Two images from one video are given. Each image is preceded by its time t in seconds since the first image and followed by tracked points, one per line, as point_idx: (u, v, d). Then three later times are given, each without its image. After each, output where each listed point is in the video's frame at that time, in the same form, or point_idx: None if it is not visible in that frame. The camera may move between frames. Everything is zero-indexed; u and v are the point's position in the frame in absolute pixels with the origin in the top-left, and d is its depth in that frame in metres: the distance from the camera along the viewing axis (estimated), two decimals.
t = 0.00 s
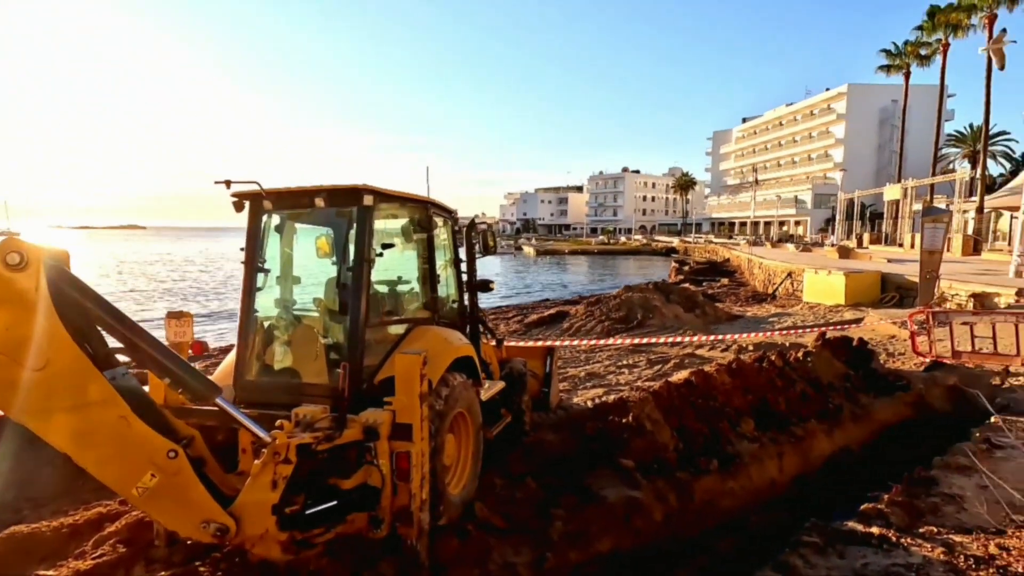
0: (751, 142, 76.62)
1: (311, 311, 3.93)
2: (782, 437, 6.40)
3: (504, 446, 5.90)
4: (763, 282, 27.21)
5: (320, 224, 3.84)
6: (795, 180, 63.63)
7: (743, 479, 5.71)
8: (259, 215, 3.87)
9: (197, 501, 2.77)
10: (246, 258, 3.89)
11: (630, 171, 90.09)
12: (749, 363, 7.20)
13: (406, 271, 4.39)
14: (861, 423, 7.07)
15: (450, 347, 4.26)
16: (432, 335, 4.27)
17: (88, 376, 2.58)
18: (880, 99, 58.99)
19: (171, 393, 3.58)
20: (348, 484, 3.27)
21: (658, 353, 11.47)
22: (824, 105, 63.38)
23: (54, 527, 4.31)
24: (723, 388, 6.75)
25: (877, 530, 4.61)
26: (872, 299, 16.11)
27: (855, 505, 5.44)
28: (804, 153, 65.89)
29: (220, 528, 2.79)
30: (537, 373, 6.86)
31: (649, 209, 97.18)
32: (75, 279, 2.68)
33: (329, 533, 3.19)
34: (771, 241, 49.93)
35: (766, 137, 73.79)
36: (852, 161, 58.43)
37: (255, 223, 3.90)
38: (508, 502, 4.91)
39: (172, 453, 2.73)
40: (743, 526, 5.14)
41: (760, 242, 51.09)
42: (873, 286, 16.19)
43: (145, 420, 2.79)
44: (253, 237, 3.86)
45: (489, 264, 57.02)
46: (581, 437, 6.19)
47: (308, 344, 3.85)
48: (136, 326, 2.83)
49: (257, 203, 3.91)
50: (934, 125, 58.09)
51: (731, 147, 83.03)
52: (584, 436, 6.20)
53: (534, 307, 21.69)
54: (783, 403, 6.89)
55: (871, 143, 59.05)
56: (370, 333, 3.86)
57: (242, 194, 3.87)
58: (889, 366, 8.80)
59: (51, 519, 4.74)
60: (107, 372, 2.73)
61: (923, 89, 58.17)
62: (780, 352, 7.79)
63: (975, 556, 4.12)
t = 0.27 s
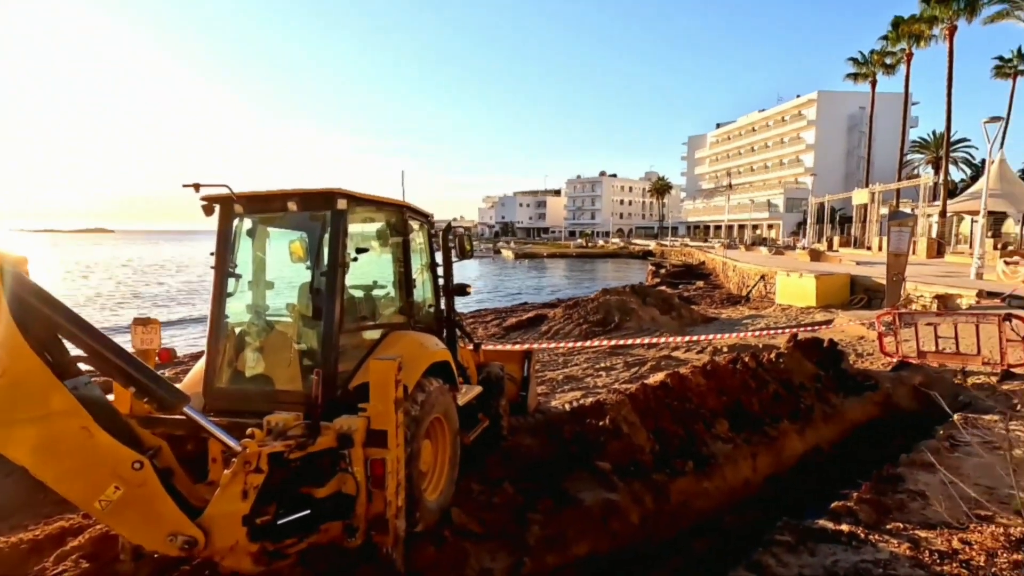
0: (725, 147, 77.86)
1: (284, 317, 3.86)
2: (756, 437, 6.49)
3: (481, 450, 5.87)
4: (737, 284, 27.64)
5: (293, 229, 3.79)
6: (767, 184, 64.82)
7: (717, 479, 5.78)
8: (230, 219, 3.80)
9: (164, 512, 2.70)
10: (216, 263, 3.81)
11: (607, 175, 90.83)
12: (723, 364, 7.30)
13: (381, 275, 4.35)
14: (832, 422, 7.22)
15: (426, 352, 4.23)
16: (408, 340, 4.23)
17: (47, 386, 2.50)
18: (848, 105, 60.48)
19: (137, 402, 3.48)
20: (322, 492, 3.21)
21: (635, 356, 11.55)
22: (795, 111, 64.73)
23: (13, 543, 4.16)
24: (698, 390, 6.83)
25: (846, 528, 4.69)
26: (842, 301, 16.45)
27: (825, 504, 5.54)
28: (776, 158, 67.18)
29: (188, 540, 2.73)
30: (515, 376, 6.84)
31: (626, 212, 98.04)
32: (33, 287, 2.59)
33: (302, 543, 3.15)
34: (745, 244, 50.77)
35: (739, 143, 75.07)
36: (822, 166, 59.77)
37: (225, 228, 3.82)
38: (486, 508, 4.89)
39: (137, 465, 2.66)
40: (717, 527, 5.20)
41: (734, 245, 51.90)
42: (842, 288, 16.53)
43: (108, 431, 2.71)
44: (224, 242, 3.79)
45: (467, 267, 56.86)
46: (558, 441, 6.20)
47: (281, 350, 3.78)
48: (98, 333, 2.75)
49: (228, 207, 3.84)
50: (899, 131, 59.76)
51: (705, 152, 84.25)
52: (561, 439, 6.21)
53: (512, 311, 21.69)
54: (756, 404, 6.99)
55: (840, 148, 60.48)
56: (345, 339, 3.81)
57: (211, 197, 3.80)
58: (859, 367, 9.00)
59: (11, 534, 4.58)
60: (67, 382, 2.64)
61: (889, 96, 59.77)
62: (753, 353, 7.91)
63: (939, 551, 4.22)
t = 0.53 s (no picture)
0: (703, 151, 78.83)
1: (261, 320, 3.79)
2: (734, 437, 6.55)
3: (462, 454, 5.84)
4: (715, 286, 27.97)
5: (270, 231, 3.73)
6: (744, 187, 65.76)
7: (697, 480, 5.82)
8: (204, 221, 3.73)
9: (134, 522, 2.63)
10: (190, 266, 3.73)
11: (588, 178, 91.36)
12: (702, 365, 7.37)
13: (360, 278, 4.31)
14: (807, 421, 7.32)
15: (406, 355, 4.19)
16: (388, 343, 4.19)
17: (11, 392, 2.43)
18: (823, 110, 61.66)
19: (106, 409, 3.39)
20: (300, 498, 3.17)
21: (616, 358, 11.60)
22: (771, 116, 65.80)
23: None
24: (677, 390, 6.89)
25: (822, 525, 4.75)
26: (817, 302, 16.73)
27: (802, 502, 5.62)
28: (753, 162, 68.19)
29: (160, 550, 2.66)
30: (496, 379, 6.82)
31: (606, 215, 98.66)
32: None
33: (278, 551, 3.11)
34: (724, 246, 51.37)
35: (717, 146, 76.06)
36: (797, 169, 60.83)
37: (200, 231, 3.75)
38: (467, 511, 4.87)
39: (106, 473, 2.58)
40: (696, 527, 5.24)
41: (713, 247, 52.52)
42: (817, 290, 16.81)
43: (76, 439, 2.64)
44: (198, 244, 3.71)
45: (448, 269, 56.71)
46: (539, 443, 6.20)
47: (257, 354, 3.72)
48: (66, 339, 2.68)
49: (202, 209, 3.77)
50: (872, 136, 61.08)
51: (685, 156, 85.19)
52: (542, 441, 6.20)
53: (494, 313, 21.68)
54: (734, 404, 7.07)
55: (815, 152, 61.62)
56: (322, 342, 3.76)
57: (185, 199, 3.72)
58: (833, 367, 9.15)
59: None
60: (32, 389, 2.57)
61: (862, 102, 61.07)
62: (732, 354, 8.00)
63: (910, 547, 4.30)
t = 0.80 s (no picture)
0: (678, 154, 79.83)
1: (232, 324, 3.71)
2: (709, 437, 6.60)
3: (439, 458, 5.79)
4: (691, 287, 28.31)
5: (241, 234, 3.66)
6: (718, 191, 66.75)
7: (672, 479, 5.86)
8: (172, 223, 3.63)
9: (96, 534, 2.55)
10: (157, 269, 3.63)
11: (566, 181, 91.84)
12: (678, 366, 7.43)
13: (334, 281, 4.25)
14: (780, 420, 7.43)
15: (381, 359, 4.14)
16: (363, 347, 4.14)
17: None
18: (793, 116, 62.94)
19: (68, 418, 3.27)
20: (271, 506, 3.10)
21: (593, 359, 11.64)
22: (744, 120, 66.93)
23: None
24: (653, 391, 6.93)
25: (794, 522, 4.82)
26: (789, 303, 17.04)
27: (776, 500, 5.70)
28: (727, 165, 69.26)
29: (124, 562, 2.57)
30: (473, 382, 6.77)
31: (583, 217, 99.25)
32: None
33: (249, 561, 3.03)
34: (699, 248, 52.04)
35: (691, 150, 77.10)
36: (769, 173, 61.98)
37: (168, 233, 3.66)
38: (443, 516, 4.83)
39: (66, 484, 2.51)
40: (672, 527, 5.28)
41: (688, 249, 53.19)
42: (789, 291, 17.11)
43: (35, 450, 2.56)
44: (165, 246, 3.61)
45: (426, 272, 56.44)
46: (516, 445, 6.17)
47: (228, 359, 3.64)
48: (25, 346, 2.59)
49: (170, 210, 3.68)
50: (840, 141, 62.53)
51: (660, 159, 86.23)
52: (519, 443, 6.17)
53: (472, 316, 21.61)
54: (709, 404, 7.15)
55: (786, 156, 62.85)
56: (295, 346, 3.69)
57: (152, 200, 3.63)
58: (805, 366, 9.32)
59: None
60: None
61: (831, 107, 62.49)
62: (706, 355, 8.09)
63: (878, 541, 4.38)
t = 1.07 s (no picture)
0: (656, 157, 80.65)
1: (204, 327, 3.63)
2: (687, 436, 6.66)
3: (419, 462, 5.73)
4: (669, 289, 28.59)
5: (213, 235, 3.59)
6: (696, 193, 67.59)
7: (651, 479, 5.90)
8: (140, 224, 3.55)
9: (61, 545, 2.45)
10: (125, 271, 3.55)
11: (545, 183, 92.15)
12: (655, 366, 7.49)
13: (310, 283, 4.19)
14: (755, 419, 7.53)
15: (358, 361, 4.09)
16: (340, 350, 4.08)
17: None
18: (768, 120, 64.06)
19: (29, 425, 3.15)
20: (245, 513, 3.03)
21: (573, 360, 11.66)
22: (720, 124, 67.90)
23: None
24: (632, 391, 6.97)
25: (769, 520, 4.88)
26: (764, 303, 17.31)
27: (751, 498, 5.79)
28: (704, 168, 70.15)
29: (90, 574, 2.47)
30: (453, 384, 6.72)
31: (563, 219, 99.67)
32: None
33: (222, 569, 2.95)
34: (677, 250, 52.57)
35: (669, 153, 77.97)
36: (745, 176, 62.96)
37: (136, 233, 3.56)
38: (423, 519, 4.79)
39: (28, 495, 2.42)
40: (649, 527, 5.32)
41: (666, 251, 53.70)
42: (764, 291, 17.39)
43: None
44: (134, 248, 3.53)
45: (406, 274, 56.22)
46: (496, 447, 6.15)
47: (200, 363, 3.56)
48: None
49: (139, 211, 3.59)
50: (813, 145, 63.81)
51: (639, 162, 87.03)
52: (499, 446, 6.15)
53: (452, 318, 21.51)
54: (687, 404, 7.21)
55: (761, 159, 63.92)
56: (270, 349, 3.62)
57: (120, 200, 3.54)
58: (780, 366, 9.45)
59: None
60: None
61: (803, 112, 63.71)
62: (683, 355, 8.17)
63: (850, 536, 4.44)
